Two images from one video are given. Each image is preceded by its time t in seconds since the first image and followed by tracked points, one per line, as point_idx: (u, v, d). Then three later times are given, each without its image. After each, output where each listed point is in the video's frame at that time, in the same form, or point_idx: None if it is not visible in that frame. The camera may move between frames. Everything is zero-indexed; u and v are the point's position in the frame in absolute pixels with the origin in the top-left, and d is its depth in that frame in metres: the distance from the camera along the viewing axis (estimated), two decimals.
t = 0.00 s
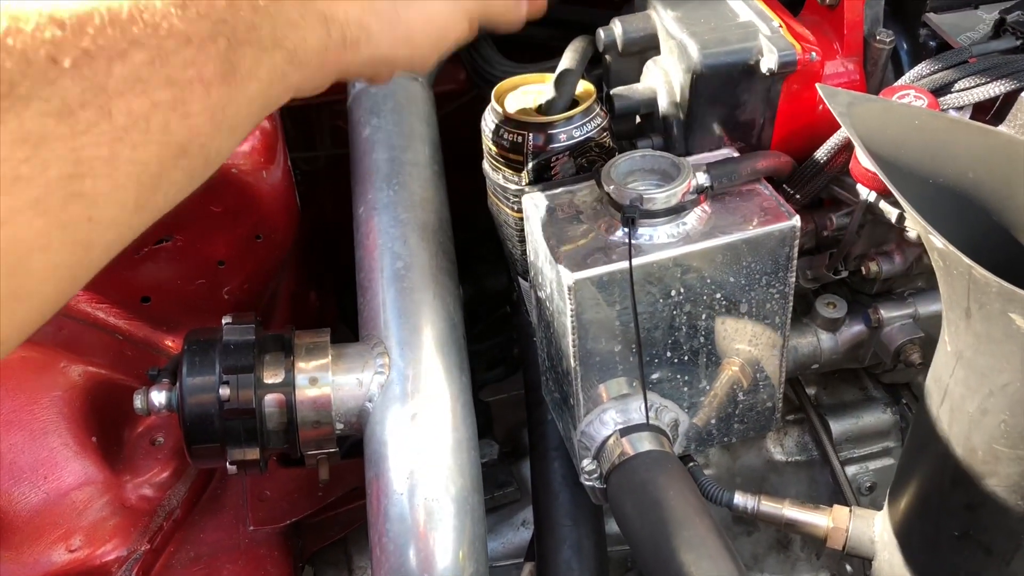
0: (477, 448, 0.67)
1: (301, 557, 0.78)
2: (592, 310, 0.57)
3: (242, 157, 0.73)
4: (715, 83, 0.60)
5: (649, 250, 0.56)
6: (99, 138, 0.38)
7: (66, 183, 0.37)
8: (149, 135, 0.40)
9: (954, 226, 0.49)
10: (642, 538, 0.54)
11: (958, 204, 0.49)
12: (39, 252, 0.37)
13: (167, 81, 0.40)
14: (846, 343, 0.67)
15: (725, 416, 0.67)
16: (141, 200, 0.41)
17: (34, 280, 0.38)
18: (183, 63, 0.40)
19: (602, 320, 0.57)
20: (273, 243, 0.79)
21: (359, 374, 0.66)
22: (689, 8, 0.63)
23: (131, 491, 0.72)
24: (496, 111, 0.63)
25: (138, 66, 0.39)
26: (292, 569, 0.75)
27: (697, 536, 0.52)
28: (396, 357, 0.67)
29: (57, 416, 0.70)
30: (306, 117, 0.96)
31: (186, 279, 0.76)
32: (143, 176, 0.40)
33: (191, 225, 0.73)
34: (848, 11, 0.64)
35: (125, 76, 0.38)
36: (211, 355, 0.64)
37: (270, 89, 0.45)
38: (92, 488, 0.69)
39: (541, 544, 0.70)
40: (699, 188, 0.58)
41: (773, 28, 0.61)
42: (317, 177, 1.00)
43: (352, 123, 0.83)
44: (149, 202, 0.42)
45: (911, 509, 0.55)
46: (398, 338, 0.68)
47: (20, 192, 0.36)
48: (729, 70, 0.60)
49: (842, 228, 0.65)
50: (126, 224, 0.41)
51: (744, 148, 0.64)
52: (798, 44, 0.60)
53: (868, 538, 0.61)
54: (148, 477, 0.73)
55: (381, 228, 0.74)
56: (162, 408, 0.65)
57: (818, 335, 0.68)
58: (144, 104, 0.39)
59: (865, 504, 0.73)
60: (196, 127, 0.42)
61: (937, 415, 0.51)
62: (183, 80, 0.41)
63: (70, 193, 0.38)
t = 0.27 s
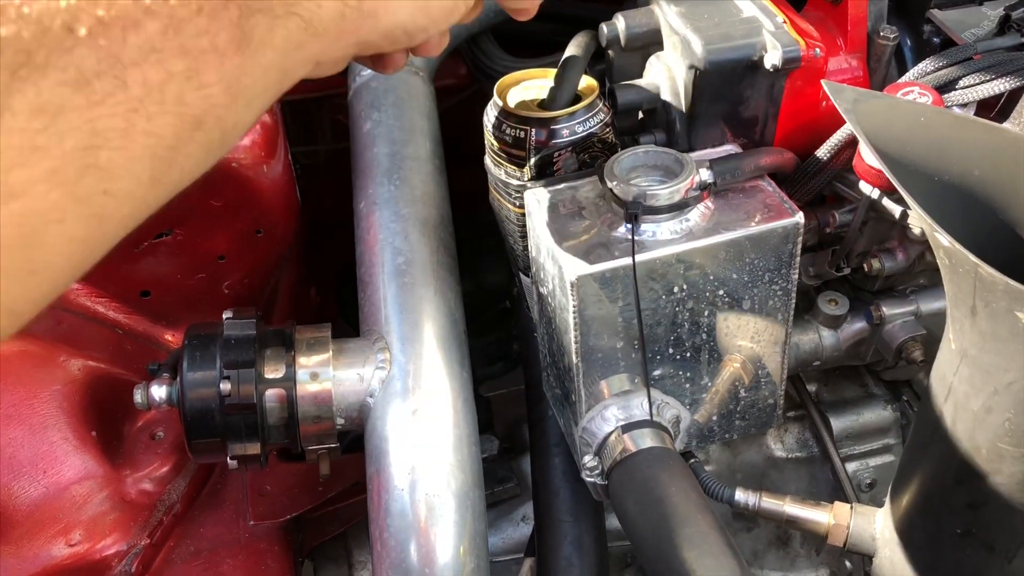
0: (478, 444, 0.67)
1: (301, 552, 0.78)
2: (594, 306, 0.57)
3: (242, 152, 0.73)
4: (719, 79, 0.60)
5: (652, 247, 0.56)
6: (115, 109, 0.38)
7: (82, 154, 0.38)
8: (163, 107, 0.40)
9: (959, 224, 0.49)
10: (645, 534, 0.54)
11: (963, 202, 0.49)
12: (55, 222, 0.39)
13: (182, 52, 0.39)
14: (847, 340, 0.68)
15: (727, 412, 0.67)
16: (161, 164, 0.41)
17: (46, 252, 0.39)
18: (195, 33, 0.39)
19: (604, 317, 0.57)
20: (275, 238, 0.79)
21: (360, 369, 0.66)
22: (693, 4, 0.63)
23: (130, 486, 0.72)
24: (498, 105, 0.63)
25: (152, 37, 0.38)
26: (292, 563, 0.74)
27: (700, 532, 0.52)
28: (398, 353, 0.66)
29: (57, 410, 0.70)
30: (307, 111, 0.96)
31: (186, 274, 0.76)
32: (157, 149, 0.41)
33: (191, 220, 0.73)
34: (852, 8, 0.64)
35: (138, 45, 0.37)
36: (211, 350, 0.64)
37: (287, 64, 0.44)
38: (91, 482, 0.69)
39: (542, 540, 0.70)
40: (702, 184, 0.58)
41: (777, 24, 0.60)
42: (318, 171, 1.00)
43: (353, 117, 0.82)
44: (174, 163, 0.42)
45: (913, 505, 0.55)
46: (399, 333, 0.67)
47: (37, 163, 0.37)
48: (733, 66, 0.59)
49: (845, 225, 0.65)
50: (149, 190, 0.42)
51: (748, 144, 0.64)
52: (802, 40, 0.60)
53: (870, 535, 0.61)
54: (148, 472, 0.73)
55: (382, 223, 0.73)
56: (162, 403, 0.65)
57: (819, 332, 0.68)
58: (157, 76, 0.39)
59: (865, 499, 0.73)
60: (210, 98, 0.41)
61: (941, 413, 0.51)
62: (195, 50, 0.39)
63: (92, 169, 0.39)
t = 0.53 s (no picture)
0: (476, 434, 0.66)
1: (297, 543, 0.78)
2: (595, 295, 0.56)
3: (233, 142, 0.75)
4: (721, 66, 0.59)
5: (654, 235, 0.55)
6: (223, 154, 0.48)
7: (193, 196, 0.48)
8: (262, 154, 0.50)
9: (964, 212, 0.49)
10: (645, 524, 0.54)
11: (969, 190, 0.49)
12: (165, 255, 0.48)
13: (282, 105, 0.50)
14: (847, 330, 0.67)
15: (726, 403, 0.66)
16: (253, 204, 0.51)
17: (158, 282, 0.48)
18: (295, 89, 0.50)
19: (604, 306, 0.57)
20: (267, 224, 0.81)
21: (357, 359, 0.66)
22: None
23: (124, 476, 0.71)
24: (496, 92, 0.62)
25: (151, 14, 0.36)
26: (288, 555, 0.73)
27: (701, 522, 0.52)
28: (395, 342, 0.66)
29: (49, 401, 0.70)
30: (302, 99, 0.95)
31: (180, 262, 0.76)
32: (253, 192, 0.51)
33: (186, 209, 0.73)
34: None
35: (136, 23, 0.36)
36: (206, 339, 0.64)
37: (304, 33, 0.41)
38: (84, 472, 0.70)
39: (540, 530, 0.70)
40: (703, 172, 0.57)
41: (780, 10, 0.60)
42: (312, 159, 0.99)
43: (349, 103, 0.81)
44: (265, 202, 0.52)
45: (915, 496, 0.55)
46: (397, 322, 0.67)
47: (157, 203, 0.46)
48: (736, 53, 0.59)
49: (846, 214, 0.64)
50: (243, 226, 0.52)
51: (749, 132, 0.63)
52: (805, 27, 0.59)
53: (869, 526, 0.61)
54: (142, 462, 0.72)
55: (379, 211, 0.73)
56: (156, 392, 0.64)
57: (819, 322, 0.67)
58: (263, 124, 0.50)
59: (864, 491, 0.72)
60: (300, 148, 0.52)
61: (944, 403, 0.51)
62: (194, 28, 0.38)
63: (194, 205, 0.48)
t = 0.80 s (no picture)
0: (466, 435, 0.65)
1: (283, 544, 0.76)
2: (587, 295, 0.55)
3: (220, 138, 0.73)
4: (717, 61, 0.58)
5: (648, 234, 0.54)
6: (241, 118, 0.45)
7: (212, 161, 0.44)
8: (277, 117, 0.47)
9: (966, 211, 0.47)
10: (639, 529, 0.53)
11: (971, 189, 0.48)
12: (186, 223, 0.44)
13: (295, 66, 0.47)
14: (843, 329, 0.66)
15: (721, 403, 0.65)
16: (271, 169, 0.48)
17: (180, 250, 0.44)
18: (309, 49, 0.47)
19: (597, 306, 0.55)
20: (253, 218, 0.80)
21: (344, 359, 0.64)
22: None
23: (106, 478, 0.70)
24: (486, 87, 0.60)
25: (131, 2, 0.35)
26: (274, 556, 0.72)
27: (696, 526, 0.51)
28: (383, 342, 0.64)
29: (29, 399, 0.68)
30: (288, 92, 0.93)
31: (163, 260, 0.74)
32: (269, 157, 0.47)
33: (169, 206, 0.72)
34: None
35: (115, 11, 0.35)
36: (190, 339, 0.62)
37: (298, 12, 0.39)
38: (65, 474, 0.68)
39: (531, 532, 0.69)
40: (699, 169, 0.56)
41: (777, 4, 0.59)
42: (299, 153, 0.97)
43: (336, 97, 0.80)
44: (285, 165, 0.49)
45: (913, 499, 0.54)
46: (385, 321, 0.65)
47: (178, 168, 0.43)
48: (731, 46, 0.58)
49: (843, 212, 0.63)
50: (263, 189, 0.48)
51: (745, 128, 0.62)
52: (802, 21, 0.58)
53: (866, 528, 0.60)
54: (124, 464, 0.71)
55: (366, 207, 0.71)
56: (138, 393, 0.62)
57: (815, 321, 0.66)
58: (278, 86, 0.46)
59: (859, 491, 0.72)
60: (314, 112, 0.49)
61: (944, 405, 0.50)
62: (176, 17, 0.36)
63: (212, 169, 0.45)
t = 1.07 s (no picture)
0: (464, 430, 0.65)
1: (280, 540, 0.76)
2: (587, 289, 0.55)
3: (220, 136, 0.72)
4: (716, 53, 0.58)
5: (647, 227, 0.54)
6: (250, 147, 0.45)
7: (216, 190, 0.44)
8: (285, 146, 0.47)
9: (967, 203, 0.47)
10: (640, 523, 0.53)
11: (972, 181, 0.48)
12: (189, 248, 0.43)
13: (306, 97, 0.47)
14: (841, 322, 0.66)
15: (719, 396, 0.65)
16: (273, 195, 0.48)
17: (181, 278, 0.43)
18: (319, 80, 0.47)
19: (596, 300, 0.55)
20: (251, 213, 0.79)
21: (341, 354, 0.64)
22: None
23: (102, 474, 0.69)
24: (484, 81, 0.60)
25: None
26: (271, 554, 0.70)
27: (696, 520, 0.51)
28: (380, 337, 0.64)
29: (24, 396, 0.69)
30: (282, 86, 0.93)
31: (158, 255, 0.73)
32: (274, 184, 0.47)
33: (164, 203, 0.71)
34: None
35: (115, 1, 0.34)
36: (186, 335, 0.62)
37: None
38: (60, 471, 0.68)
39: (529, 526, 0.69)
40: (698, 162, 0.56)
41: None
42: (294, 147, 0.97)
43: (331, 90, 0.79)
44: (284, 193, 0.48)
45: (912, 491, 0.54)
46: (382, 316, 0.65)
47: (184, 197, 0.42)
48: (730, 39, 0.58)
49: (841, 205, 0.63)
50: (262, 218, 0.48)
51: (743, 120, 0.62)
52: (801, 12, 0.58)
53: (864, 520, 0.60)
54: (120, 460, 0.70)
55: (362, 202, 0.71)
56: (134, 389, 0.62)
57: (813, 314, 0.66)
58: (286, 116, 0.46)
59: (856, 484, 0.73)
60: (322, 140, 0.49)
61: (944, 398, 0.50)
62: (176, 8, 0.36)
63: (218, 197, 0.44)
